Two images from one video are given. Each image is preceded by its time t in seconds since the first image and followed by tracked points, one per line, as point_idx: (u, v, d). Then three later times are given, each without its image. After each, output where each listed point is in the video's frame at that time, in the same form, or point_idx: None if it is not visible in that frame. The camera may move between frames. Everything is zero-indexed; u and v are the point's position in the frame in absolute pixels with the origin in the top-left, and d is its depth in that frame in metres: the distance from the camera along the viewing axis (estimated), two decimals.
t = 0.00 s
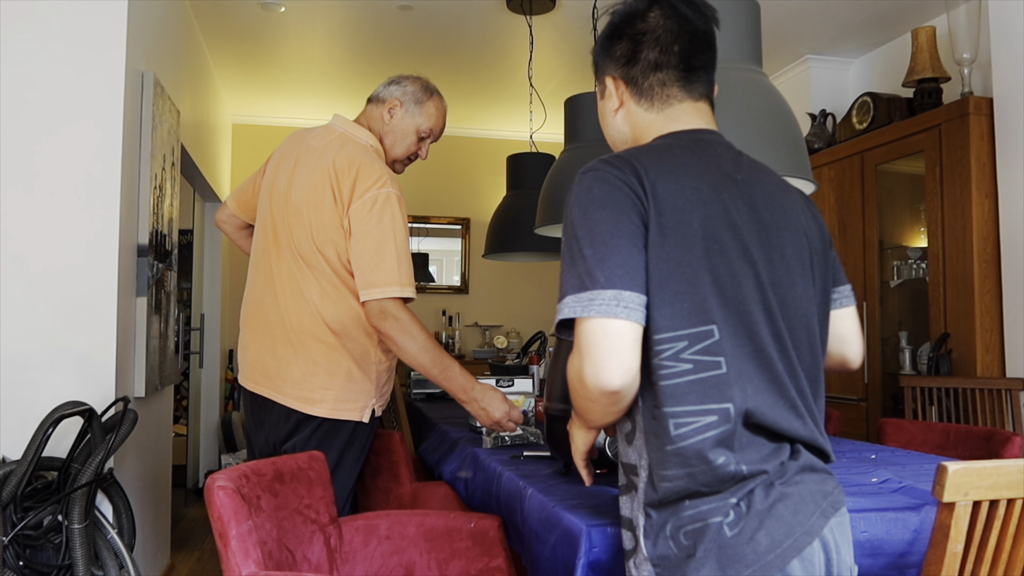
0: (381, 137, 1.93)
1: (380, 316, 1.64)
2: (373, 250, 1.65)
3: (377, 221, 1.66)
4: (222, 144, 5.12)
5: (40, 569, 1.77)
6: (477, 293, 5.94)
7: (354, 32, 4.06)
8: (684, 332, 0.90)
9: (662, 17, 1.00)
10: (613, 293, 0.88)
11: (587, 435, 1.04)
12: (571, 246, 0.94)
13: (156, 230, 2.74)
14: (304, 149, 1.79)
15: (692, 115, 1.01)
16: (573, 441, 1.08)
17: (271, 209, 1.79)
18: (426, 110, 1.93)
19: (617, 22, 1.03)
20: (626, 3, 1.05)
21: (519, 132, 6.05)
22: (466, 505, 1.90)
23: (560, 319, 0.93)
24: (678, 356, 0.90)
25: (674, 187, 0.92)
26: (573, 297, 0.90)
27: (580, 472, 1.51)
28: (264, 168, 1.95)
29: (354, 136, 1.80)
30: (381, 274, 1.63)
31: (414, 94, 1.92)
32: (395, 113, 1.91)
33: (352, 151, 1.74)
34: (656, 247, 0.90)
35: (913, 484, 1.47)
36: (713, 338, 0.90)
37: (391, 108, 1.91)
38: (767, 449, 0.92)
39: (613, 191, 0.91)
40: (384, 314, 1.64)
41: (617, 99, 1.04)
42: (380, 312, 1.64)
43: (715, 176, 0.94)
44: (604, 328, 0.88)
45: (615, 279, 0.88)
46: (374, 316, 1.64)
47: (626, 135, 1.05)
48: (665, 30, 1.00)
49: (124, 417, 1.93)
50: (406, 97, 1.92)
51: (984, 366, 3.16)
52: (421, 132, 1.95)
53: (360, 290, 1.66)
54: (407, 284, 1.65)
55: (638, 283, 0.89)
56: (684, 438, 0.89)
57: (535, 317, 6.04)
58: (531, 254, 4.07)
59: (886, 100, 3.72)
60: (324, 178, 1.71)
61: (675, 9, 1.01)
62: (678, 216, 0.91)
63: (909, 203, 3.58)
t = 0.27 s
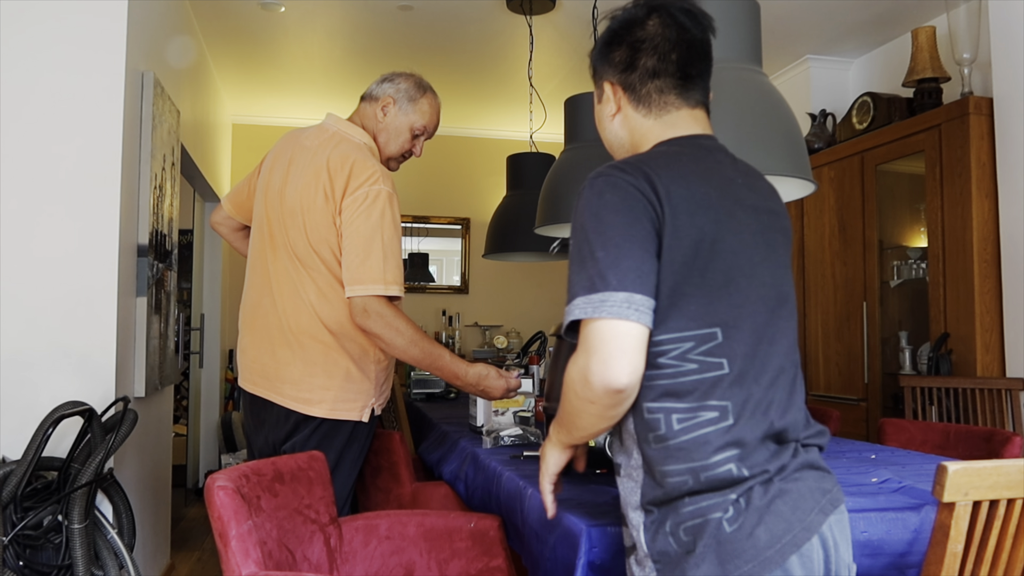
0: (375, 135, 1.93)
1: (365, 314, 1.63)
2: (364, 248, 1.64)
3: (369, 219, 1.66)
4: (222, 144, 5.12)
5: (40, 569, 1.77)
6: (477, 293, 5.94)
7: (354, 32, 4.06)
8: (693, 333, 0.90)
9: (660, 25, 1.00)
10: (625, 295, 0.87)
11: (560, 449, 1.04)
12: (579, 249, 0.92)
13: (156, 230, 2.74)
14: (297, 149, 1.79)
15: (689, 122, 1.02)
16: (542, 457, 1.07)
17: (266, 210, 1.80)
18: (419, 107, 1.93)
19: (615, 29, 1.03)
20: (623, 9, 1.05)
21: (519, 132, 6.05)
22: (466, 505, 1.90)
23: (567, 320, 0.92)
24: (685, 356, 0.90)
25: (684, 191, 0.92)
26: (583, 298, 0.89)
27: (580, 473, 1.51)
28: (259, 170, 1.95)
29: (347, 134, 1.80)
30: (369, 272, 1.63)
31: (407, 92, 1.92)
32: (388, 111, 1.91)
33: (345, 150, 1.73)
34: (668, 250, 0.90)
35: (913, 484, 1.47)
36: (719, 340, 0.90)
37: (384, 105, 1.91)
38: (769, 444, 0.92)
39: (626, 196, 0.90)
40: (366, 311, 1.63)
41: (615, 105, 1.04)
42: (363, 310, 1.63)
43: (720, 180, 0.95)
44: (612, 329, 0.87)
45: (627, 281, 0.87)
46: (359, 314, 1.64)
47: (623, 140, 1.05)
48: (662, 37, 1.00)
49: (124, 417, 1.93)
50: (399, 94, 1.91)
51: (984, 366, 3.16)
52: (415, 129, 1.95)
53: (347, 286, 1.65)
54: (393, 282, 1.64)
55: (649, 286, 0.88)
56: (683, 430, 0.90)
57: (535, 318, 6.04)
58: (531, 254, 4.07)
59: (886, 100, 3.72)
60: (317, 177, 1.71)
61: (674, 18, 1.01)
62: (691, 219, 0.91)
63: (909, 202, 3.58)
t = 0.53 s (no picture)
0: (371, 134, 1.93)
1: (361, 313, 1.63)
2: (361, 247, 1.64)
3: (365, 218, 1.66)
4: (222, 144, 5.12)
5: (40, 569, 1.77)
6: (477, 293, 5.95)
7: (354, 32, 4.06)
8: (726, 322, 0.92)
9: (657, 33, 1.00)
10: (677, 285, 0.86)
11: (563, 456, 0.98)
12: (616, 240, 0.90)
13: (156, 230, 2.74)
14: (293, 149, 1.79)
15: (686, 129, 1.02)
16: (539, 467, 1.01)
17: (263, 210, 1.79)
18: (415, 106, 1.93)
19: (612, 37, 1.03)
20: (621, 16, 1.05)
21: (519, 132, 6.05)
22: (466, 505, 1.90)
23: (610, 311, 0.89)
24: (721, 343, 0.92)
25: (709, 190, 0.94)
26: (631, 287, 0.87)
27: (580, 472, 1.51)
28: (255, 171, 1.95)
29: (342, 133, 1.80)
30: (365, 271, 1.63)
31: (402, 90, 1.92)
32: (383, 109, 1.91)
33: (341, 149, 1.73)
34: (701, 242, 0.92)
35: (913, 484, 1.47)
36: (751, 329, 0.93)
37: (380, 104, 1.91)
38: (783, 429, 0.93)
39: (661, 190, 0.91)
40: (364, 311, 1.63)
41: (613, 114, 1.04)
42: (361, 309, 1.63)
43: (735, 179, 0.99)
44: (666, 317, 0.85)
45: (676, 272, 0.86)
46: (356, 313, 1.64)
47: (620, 147, 1.05)
48: (658, 46, 1.00)
49: (124, 417, 1.93)
50: (394, 93, 1.91)
51: (984, 366, 3.16)
52: (411, 128, 1.95)
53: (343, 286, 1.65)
54: (390, 282, 1.64)
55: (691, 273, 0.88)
56: (709, 407, 0.91)
57: (535, 318, 6.05)
58: (531, 254, 4.07)
59: (886, 100, 3.72)
60: (313, 176, 1.71)
61: (671, 27, 1.01)
62: (718, 212, 0.93)
63: (909, 202, 3.58)
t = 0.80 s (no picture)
0: (368, 135, 1.93)
1: (359, 315, 1.64)
2: (359, 247, 1.64)
3: (362, 218, 1.66)
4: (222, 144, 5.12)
5: (40, 569, 1.77)
6: (477, 293, 5.95)
7: (355, 32, 4.06)
8: (722, 325, 0.92)
9: (653, 34, 1.00)
10: (679, 281, 0.86)
11: (573, 461, 0.98)
12: (617, 239, 0.90)
13: (156, 230, 2.74)
14: (289, 150, 1.78)
15: (683, 130, 1.02)
16: (551, 477, 1.01)
17: (260, 211, 1.79)
18: (412, 106, 1.93)
19: (608, 39, 1.03)
20: (617, 19, 1.05)
21: (519, 132, 6.05)
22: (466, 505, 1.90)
23: (614, 309, 0.89)
24: (726, 347, 0.92)
25: (709, 193, 0.94)
26: (633, 284, 0.87)
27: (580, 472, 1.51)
28: (252, 172, 1.95)
29: (339, 134, 1.80)
30: (365, 272, 1.63)
31: (400, 90, 1.92)
32: (381, 110, 1.91)
33: (338, 149, 1.73)
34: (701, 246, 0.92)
35: (913, 484, 1.47)
36: (749, 331, 0.92)
37: (377, 105, 1.91)
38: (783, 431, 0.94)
39: (660, 190, 0.91)
40: (362, 312, 1.64)
41: (610, 115, 1.04)
42: (358, 311, 1.64)
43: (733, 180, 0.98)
44: (669, 312, 0.86)
45: (678, 268, 0.87)
46: (353, 313, 1.64)
47: (618, 148, 1.05)
48: (655, 47, 1.00)
49: (124, 417, 1.93)
50: (391, 93, 1.91)
51: (984, 366, 3.16)
52: (408, 128, 1.95)
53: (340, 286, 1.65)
54: (388, 282, 1.65)
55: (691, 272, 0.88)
56: (710, 408, 0.91)
57: (535, 318, 6.05)
58: (531, 254, 4.07)
59: (886, 100, 3.72)
60: (309, 177, 1.71)
61: (667, 27, 1.01)
62: (718, 216, 0.93)
63: (909, 202, 3.58)
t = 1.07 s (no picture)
0: (367, 135, 1.92)
1: (366, 317, 1.64)
2: (361, 248, 1.65)
3: (363, 219, 1.66)
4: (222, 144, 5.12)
5: (40, 569, 1.77)
6: (477, 293, 5.95)
7: (355, 32, 4.06)
8: (719, 333, 0.92)
9: (660, 25, 1.00)
10: (658, 294, 0.86)
11: (556, 461, 1.00)
12: (603, 246, 0.91)
13: (156, 230, 2.74)
14: (289, 150, 1.78)
15: (688, 121, 1.02)
16: (534, 474, 1.03)
17: (259, 211, 1.79)
18: (412, 107, 1.93)
19: (614, 31, 1.03)
20: (621, 13, 1.05)
21: (519, 132, 6.06)
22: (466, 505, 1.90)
23: (594, 319, 0.89)
24: (720, 356, 0.92)
25: (703, 195, 0.92)
26: (613, 296, 0.87)
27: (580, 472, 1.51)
28: (250, 170, 1.94)
29: (338, 134, 1.80)
30: (370, 273, 1.63)
31: (399, 91, 1.92)
32: (380, 110, 1.91)
33: (338, 150, 1.73)
34: (696, 253, 0.91)
35: (913, 484, 1.47)
36: (746, 338, 0.92)
37: (376, 105, 1.90)
38: (782, 439, 0.93)
39: (648, 196, 0.90)
40: (370, 314, 1.64)
41: (616, 107, 1.04)
42: (366, 313, 1.64)
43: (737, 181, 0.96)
44: (647, 327, 0.86)
45: (657, 280, 0.86)
46: (361, 316, 1.64)
47: (625, 142, 1.05)
48: (662, 38, 1.00)
49: (124, 417, 1.93)
50: (391, 94, 1.91)
51: (984, 366, 3.16)
52: (407, 129, 1.95)
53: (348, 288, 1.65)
54: (395, 282, 1.65)
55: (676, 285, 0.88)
56: (705, 419, 0.91)
57: (535, 318, 6.05)
58: (531, 254, 4.07)
59: (886, 100, 3.72)
60: (310, 177, 1.71)
61: (673, 16, 1.01)
62: (715, 223, 0.92)
63: (909, 202, 3.58)
